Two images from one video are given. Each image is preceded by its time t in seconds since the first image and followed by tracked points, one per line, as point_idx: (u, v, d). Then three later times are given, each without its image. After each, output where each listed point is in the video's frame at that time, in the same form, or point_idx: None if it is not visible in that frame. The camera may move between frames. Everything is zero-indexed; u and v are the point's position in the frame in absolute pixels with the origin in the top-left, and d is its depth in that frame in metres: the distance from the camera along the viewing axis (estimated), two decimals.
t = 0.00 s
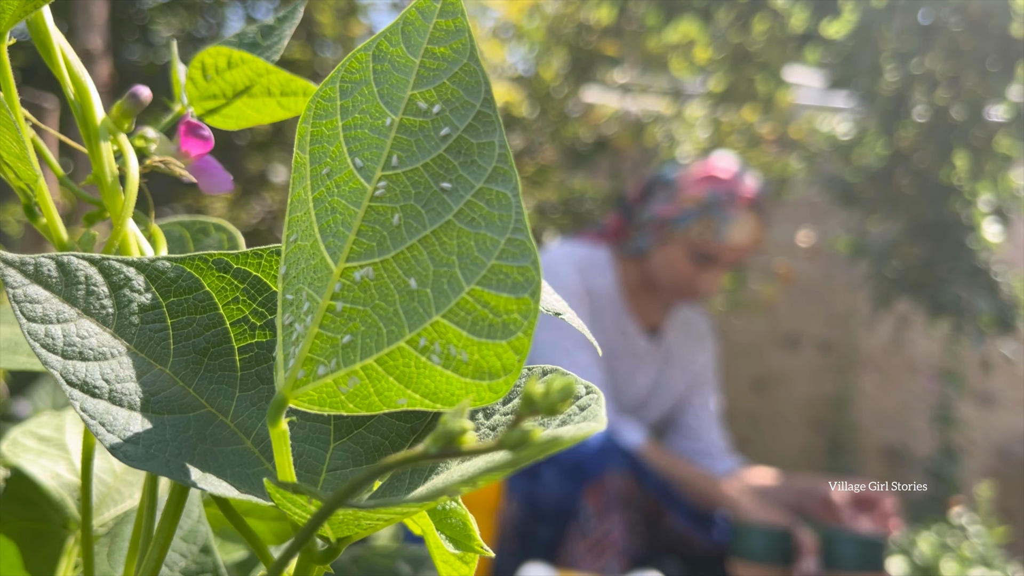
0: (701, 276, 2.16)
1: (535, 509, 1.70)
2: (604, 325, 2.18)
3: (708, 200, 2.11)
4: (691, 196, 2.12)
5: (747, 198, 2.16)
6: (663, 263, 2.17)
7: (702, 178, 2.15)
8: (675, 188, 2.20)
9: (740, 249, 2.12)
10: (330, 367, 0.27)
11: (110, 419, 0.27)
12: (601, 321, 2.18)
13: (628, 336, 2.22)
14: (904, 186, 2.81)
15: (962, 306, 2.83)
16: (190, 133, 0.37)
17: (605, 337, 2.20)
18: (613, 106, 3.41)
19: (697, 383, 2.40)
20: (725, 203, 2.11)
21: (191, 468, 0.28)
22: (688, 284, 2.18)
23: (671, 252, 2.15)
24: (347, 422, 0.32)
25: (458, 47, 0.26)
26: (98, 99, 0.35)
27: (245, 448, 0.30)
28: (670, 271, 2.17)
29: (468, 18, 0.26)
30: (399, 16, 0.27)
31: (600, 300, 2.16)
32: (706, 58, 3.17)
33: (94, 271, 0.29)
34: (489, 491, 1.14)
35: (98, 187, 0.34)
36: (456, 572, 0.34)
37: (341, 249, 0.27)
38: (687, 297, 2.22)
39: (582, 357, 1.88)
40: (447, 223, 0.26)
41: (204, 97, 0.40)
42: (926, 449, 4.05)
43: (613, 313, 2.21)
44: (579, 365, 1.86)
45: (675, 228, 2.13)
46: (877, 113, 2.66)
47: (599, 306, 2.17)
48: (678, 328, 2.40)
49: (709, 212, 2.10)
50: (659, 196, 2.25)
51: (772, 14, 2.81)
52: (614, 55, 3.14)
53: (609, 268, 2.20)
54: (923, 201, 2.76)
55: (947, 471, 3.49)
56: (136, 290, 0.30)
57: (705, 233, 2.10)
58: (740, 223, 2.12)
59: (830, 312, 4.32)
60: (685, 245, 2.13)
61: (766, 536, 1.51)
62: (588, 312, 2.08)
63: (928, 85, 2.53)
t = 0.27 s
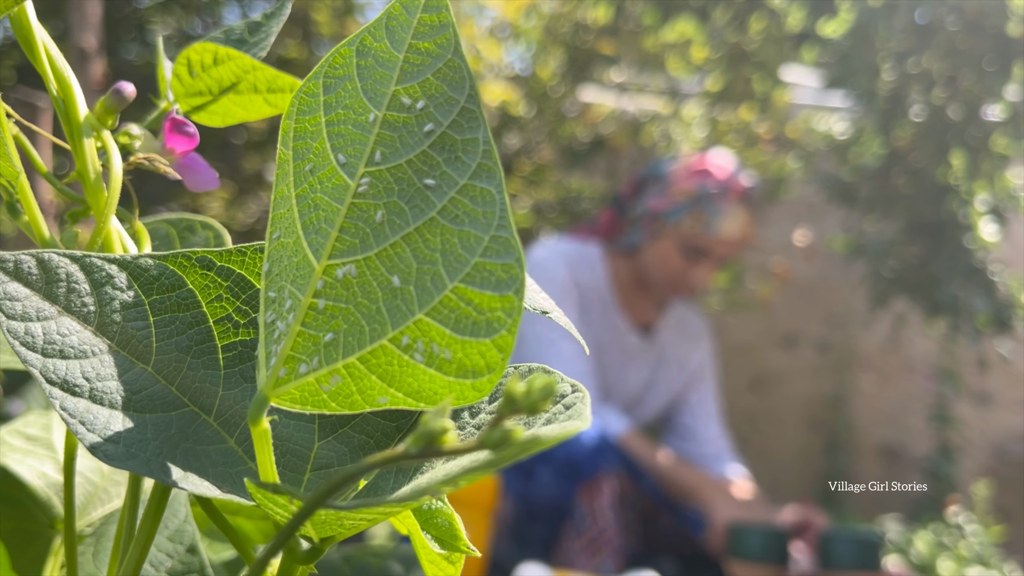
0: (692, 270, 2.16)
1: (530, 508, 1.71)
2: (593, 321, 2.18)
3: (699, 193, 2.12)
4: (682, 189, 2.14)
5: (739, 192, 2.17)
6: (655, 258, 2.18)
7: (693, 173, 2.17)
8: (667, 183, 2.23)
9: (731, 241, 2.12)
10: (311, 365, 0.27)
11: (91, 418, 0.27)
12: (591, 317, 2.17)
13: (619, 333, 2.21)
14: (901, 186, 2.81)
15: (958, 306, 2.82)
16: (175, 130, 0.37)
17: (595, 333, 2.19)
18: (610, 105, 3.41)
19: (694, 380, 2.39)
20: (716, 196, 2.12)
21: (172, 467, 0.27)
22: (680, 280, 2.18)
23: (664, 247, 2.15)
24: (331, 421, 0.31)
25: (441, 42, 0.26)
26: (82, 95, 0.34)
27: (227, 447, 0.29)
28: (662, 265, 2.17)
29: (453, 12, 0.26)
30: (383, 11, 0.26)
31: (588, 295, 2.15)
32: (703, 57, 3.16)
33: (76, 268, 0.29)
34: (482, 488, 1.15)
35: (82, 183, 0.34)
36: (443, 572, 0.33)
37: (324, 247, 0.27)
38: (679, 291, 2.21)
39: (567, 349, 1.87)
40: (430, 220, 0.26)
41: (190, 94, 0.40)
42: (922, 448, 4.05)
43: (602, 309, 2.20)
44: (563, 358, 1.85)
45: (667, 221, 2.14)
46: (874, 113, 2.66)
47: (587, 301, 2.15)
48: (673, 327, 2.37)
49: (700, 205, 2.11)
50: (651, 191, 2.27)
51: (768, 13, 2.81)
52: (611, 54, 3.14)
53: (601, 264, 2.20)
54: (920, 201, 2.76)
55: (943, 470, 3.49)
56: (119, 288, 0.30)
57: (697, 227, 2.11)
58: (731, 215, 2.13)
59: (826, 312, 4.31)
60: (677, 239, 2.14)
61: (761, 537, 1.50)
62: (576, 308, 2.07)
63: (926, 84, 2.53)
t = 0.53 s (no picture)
0: (688, 266, 2.13)
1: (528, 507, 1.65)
2: (585, 320, 2.18)
3: (692, 188, 2.10)
4: (676, 185, 2.12)
5: (733, 186, 2.14)
6: (650, 254, 2.15)
7: (686, 168, 2.15)
8: (660, 179, 2.21)
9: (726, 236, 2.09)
10: (298, 363, 0.27)
11: (76, 416, 0.27)
12: (581, 316, 2.17)
13: (612, 331, 2.20)
14: (898, 185, 2.81)
15: (956, 306, 2.81)
16: (164, 127, 0.37)
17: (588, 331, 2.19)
18: (606, 104, 3.41)
19: (689, 377, 2.40)
20: (709, 191, 2.09)
21: (158, 466, 0.27)
22: (675, 276, 2.16)
23: (658, 243, 2.13)
24: (320, 419, 0.31)
25: (429, 38, 0.26)
26: (70, 92, 0.34)
27: (214, 446, 0.29)
28: (657, 262, 2.14)
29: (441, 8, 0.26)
30: (371, 7, 0.26)
31: (579, 293, 2.16)
32: (700, 57, 3.16)
33: (62, 266, 0.29)
34: (478, 487, 1.15)
35: (70, 181, 0.34)
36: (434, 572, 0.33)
37: (310, 244, 0.26)
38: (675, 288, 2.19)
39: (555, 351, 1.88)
40: (418, 217, 0.26)
41: (180, 91, 0.40)
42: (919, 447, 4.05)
43: (596, 308, 2.20)
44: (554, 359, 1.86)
45: (661, 217, 2.11)
46: (871, 112, 2.66)
47: (578, 299, 2.16)
48: (668, 324, 2.38)
49: (693, 200, 2.09)
50: (645, 188, 2.25)
51: (766, 13, 2.80)
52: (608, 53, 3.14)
53: (594, 262, 2.21)
54: (917, 200, 2.75)
55: (940, 469, 3.49)
56: (105, 285, 0.29)
57: (691, 222, 2.08)
58: (725, 210, 2.10)
59: (823, 312, 4.31)
60: (671, 235, 2.11)
61: (758, 535, 1.51)
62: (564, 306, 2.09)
63: (922, 84, 2.53)
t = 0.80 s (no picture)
0: (683, 264, 2.11)
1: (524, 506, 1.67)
2: (578, 319, 2.18)
3: (686, 185, 2.07)
4: (670, 182, 2.10)
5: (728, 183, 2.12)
6: (645, 252, 2.13)
7: (680, 165, 2.13)
8: (655, 176, 2.19)
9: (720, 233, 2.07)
10: (283, 361, 0.26)
11: (61, 415, 0.27)
12: (573, 315, 2.17)
13: (606, 330, 2.20)
14: (895, 185, 2.81)
15: (952, 305, 2.81)
16: (153, 125, 0.37)
17: (581, 331, 2.19)
18: (604, 104, 3.41)
19: (685, 377, 2.41)
20: (704, 188, 2.07)
21: (144, 464, 0.27)
22: (670, 273, 2.13)
23: (654, 241, 2.11)
24: (308, 417, 0.31)
25: (416, 35, 0.26)
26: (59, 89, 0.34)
27: (201, 443, 0.29)
28: (652, 260, 2.12)
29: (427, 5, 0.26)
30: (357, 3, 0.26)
31: (570, 293, 2.16)
32: (697, 56, 3.16)
33: (47, 263, 0.28)
34: (474, 485, 1.17)
35: (58, 179, 0.34)
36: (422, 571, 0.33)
37: (296, 241, 0.26)
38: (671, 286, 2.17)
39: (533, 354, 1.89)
40: (404, 214, 0.25)
41: (169, 89, 0.40)
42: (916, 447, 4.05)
43: (588, 308, 2.20)
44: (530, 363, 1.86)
45: (655, 215, 2.09)
46: (868, 112, 2.66)
47: (567, 301, 2.16)
48: (665, 323, 2.37)
49: (688, 197, 2.06)
50: (639, 186, 2.24)
51: (763, 13, 2.81)
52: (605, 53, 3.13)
53: (588, 261, 2.22)
54: (914, 200, 2.75)
55: (937, 468, 3.49)
56: (92, 283, 0.29)
57: (685, 219, 2.06)
58: (719, 208, 2.07)
59: (820, 311, 4.29)
60: (666, 232, 2.09)
61: (754, 535, 1.52)
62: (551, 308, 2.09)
63: (920, 84, 2.53)
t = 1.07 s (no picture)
0: (681, 260, 2.10)
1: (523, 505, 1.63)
2: (577, 316, 2.17)
3: (682, 181, 2.07)
4: (666, 177, 2.10)
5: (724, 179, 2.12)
6: (643, 249, 2.13)
7: (677, 162, 2.13)
8: (652, 173, 2.19)
9: (718, 228, 2.07)
10: (272, 359, 0.26)
11: (50, 414, 0.26)
12: (572, 314, 2.16)
13: (604, 328, 2.20)
14: (892, 185, 2.81)
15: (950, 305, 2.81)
16: (144, 123, 0.37)
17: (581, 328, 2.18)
18: (601, 104, 3.40)
19: (682, 373, 2.41)
20: (700, 183, 2.07)
21: (132, 462, 0.27)
22: (669, 268, 2.12)
23: (650, 237, 2.10)
24: (298, 415, 0.31)
25: (406, 33, 0.26)
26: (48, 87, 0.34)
27: (191, 442, 0.29)
28: (650, 257, 2.12)
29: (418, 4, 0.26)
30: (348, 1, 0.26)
31: (569, 291, 2.16)
32: (695, 56, 3.16)
33: (37, 261, 0.28)
34: (469, 485, 1.18)
35: (48, 176, 0.34)
36: (413, 571, 0.33)
37: (285, 238, 0.26)
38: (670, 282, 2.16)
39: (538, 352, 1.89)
40: (393, 212, 0.25)
41: (161, 87, 0.39)
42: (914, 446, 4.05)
43: (586, 305, 2.20)
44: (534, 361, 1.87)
45: (652, 211, 2.09)
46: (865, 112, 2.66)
47: (567, 299, 2.15)
48: (661, 320, 2.36)
49: (684, 193, 2.06)
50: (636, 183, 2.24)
51: (761, 13, 2.80)
52: (602, 53, 3.13)
53: (585, 259, 2.22)
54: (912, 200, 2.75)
55: (935, 468, 3.50)
56: (81, 281, 0.29)
57: (682, 214, 2.06)
58: (716, 202, 2.07)
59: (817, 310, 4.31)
60: (663, 228, 2.09)
61: (752, 534, 1.51)
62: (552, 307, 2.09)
63: (917, 83, 2.53)
